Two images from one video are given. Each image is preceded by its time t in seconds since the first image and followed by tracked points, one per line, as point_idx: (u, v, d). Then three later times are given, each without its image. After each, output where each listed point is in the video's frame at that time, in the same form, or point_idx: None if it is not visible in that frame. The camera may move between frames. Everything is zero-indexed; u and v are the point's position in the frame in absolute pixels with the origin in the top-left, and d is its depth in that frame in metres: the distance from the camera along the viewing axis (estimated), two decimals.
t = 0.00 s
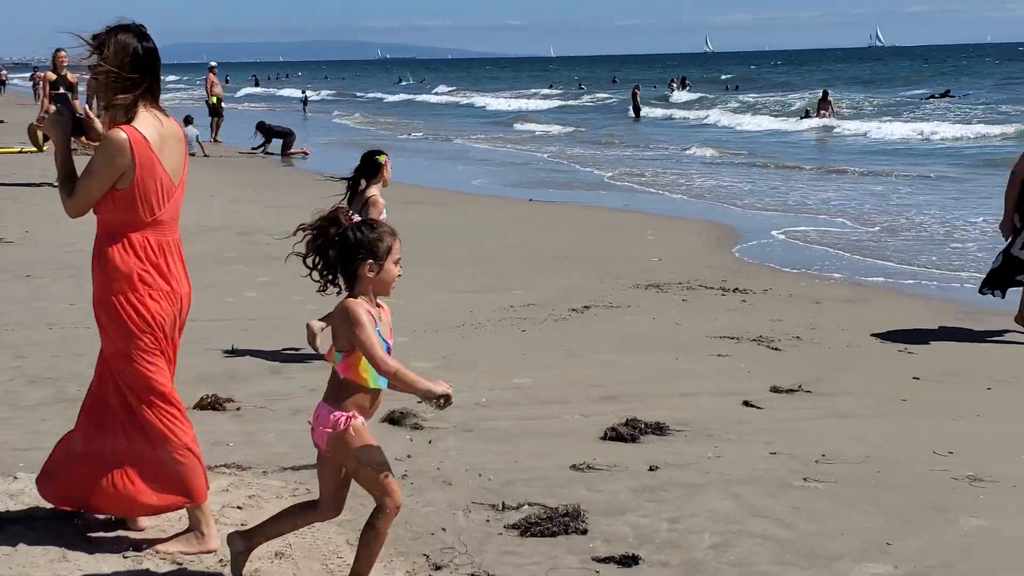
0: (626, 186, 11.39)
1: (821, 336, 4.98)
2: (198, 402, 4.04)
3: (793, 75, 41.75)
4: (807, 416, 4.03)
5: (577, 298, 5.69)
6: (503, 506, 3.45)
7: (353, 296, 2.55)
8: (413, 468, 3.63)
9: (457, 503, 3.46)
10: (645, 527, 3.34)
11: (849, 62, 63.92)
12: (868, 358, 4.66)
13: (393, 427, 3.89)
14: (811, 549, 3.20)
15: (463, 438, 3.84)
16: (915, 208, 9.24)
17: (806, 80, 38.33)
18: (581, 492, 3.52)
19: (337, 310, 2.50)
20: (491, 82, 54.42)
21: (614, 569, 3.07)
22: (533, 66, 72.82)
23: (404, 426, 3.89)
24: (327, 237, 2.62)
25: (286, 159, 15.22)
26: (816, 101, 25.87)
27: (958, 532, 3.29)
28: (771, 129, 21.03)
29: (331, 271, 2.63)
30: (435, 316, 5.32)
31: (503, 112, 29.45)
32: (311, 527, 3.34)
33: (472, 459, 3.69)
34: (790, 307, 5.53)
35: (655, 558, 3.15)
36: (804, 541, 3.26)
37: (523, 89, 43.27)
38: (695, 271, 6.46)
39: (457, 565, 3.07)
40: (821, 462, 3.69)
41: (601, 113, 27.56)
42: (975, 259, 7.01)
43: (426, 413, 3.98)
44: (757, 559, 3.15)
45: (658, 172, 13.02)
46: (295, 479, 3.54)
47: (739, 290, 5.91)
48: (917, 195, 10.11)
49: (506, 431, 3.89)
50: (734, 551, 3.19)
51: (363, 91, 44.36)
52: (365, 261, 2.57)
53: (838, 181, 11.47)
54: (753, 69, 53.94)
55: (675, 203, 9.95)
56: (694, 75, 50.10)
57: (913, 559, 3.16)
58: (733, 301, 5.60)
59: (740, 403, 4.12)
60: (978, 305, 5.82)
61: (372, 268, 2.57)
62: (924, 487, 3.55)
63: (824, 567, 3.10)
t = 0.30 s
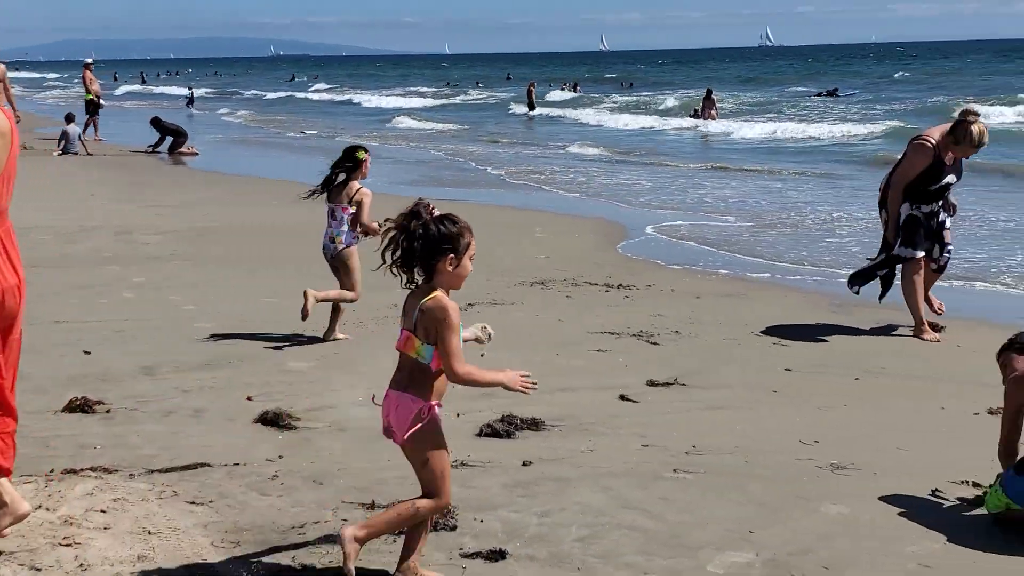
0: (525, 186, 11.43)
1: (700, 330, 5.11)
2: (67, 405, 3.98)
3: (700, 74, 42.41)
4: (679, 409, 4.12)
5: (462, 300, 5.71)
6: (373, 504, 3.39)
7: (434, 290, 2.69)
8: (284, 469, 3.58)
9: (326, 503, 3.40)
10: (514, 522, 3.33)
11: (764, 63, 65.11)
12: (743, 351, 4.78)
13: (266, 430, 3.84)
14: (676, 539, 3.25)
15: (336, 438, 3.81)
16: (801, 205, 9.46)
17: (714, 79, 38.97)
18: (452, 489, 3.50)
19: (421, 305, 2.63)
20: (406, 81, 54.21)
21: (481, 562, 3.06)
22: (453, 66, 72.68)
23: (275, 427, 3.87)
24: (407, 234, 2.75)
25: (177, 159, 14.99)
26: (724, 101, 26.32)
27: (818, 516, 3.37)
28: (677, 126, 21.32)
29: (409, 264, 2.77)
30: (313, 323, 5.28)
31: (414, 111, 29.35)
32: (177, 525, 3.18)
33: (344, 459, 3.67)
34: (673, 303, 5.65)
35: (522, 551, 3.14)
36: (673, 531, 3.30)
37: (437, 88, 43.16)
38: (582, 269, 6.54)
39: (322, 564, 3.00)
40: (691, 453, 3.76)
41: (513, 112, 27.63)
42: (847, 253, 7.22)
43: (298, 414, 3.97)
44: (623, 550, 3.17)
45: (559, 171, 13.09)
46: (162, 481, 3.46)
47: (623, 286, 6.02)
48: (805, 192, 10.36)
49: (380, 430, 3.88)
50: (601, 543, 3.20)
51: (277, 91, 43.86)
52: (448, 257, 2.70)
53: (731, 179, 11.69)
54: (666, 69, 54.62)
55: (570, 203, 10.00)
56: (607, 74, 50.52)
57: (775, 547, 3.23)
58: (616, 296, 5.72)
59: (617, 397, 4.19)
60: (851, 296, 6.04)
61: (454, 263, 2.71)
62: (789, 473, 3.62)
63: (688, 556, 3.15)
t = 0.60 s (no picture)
0: (414, 185, 11.43)
1: (568, 325, 5.25)
2: None
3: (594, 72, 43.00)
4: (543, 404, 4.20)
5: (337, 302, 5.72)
6: (228, 505, 3.35)
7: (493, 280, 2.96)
8: (139, 471, 3.52)
9: (181, 504, 3.34)
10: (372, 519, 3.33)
11: (668, 61, 66.15)
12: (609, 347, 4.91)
13: (122, 433, 3.77)
14: (534, 532, 3.30)
15: (195, 439, 3.77)
16: (682, 204, 9.69)
17: (610, 75, 39.51)
18: (310, 487, 3.49)
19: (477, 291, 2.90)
20: (305, 76, 53.44)
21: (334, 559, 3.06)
22: (358, 62, 71.97)
23: (134, 429, 3.80)
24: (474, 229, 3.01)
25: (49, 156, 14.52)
26: (623, 98, 26.72)
27: (671, 508, 3.47)
28: (574, 119, 21.55)
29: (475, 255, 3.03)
30: (180, 324, 5.20)
31: (310, 107, 28.99)
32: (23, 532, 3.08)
33: (201, 459, 3.62)
34: (547, 303, 5.75)
35: (378, 548, 3.15)
36: (531, 524, 3.35)
37: (335, 83, 42.74)
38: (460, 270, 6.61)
39: (174, 566, 2.95)
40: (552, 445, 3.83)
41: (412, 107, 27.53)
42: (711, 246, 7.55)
43: (158, 415, 3.91)
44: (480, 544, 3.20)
45: (449, 168, 13.12)
46: (11, 486, 3.37)
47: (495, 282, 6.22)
48: (688, 190, 10.59)
49: (240, 430, 3.84)
50: (458, 538, 3.23)
51: (168, 86, 42.83)
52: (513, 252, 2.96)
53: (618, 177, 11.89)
54: (567, 65, 55.07)
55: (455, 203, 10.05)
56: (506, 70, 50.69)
57: (630, 537, 3.31)
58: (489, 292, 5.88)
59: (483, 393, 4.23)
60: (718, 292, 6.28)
61: (518, 259, 2.98)
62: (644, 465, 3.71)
63: (544, 548, 3.21)
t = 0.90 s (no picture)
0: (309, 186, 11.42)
1: (447, 320, 5.44)
2: None
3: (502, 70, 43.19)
4: (419, 402, 4.27)
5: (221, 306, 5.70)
6: (92, 507, 3.30)
7: (511, 285, 3.27)
8: None
9: (43, 507, 3.27)
10: (240, 518, 3.32)
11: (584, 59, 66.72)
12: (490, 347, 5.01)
13: None
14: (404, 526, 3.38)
15: (61, 441, 3.71)
16: (575, 207, 9.88)
17: (519, 74, 39.79)
18: (179, 487, 3.46)
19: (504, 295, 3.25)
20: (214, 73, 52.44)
21: (200, 560, 3.05)
22: (271, 58, 70.82)
23: None
24: (484, 239, 3.28)
25: None
26: (533, 97, 26.94)
27: (545, 503, 3.62)
28: (481, 115, 21.64)
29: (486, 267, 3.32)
30: (56, 324, 5.10)
31: (213, 105, 28.49)
32: None
33: (66, 460, 3.56)
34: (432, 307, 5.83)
35: (245, 550, 3.14)
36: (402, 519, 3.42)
37: (231, 78, 42.29)
38: (349, 275, 6.63)
39: (33, 570, 2.90)
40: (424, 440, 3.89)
41: (319, 105, 27.28)
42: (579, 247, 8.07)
43: (23, 417, 3.82)
44: (349, 545, 3.23)
45: (349, 168, 13.08)
46: None
47: (374, 278, 6.55)
48: (580, 191, 10.83)
49: (109, 431, 3.80)
50: (327, 538, 3.26)
51: (66, 81, 41.57)
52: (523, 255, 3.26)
53: (517, 176, 12.02)
54: (480, 63, 55.13)
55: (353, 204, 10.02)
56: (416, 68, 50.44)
57: (499, 534, 3.39)
58: (369, 289, 6.18)
59: (358, 391, 4.25)
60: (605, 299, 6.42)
61: (526, 262, 3.28)
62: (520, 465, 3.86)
63: (415, 543, 3.28)
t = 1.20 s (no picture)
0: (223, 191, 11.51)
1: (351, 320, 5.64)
2: None
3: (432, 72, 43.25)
4: (324, 404, 4.32)
5: (130, 312, 5.65)
6: None
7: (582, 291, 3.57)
8: None
9: None
10: (139, 521, 3.30)
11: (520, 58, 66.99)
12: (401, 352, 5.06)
13: None
14: (303, 526, 3.40)
15: None
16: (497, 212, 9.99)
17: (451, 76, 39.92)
18: (77, 490, 3.43)
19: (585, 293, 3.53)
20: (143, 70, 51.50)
21: (97, 564, 3.02)
22: (200, 54, 69.99)
23: None
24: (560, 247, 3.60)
25: None
26: (463, 98, 27.05)
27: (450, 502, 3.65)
28: (409, 117, 21.69)
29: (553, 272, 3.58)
30: None
31: (137, 105, 28.07)
32: None
33: None
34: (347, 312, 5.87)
35: (144, 553, 3.12)
36: (303, 519, 3.43)
37: (150, 76, 41.82)
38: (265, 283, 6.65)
39: None
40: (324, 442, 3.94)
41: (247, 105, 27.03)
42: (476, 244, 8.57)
43: None
44: (250, 546, 3.24)
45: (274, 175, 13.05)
46: None
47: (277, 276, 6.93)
48: (493, 193, 11.09)
49: (6, 434, 3.76)
50: (229, 540, 3.26)
51: None
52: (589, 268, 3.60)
53: (440, 181, 12.11)
54: (413, 62, 55.07)
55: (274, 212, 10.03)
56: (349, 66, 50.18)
57: (402, 533, 3.42)
58: (271, 287, 6.54)
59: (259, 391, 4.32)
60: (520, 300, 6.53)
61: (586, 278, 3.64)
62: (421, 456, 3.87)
63: (316, 544, 3.30)
